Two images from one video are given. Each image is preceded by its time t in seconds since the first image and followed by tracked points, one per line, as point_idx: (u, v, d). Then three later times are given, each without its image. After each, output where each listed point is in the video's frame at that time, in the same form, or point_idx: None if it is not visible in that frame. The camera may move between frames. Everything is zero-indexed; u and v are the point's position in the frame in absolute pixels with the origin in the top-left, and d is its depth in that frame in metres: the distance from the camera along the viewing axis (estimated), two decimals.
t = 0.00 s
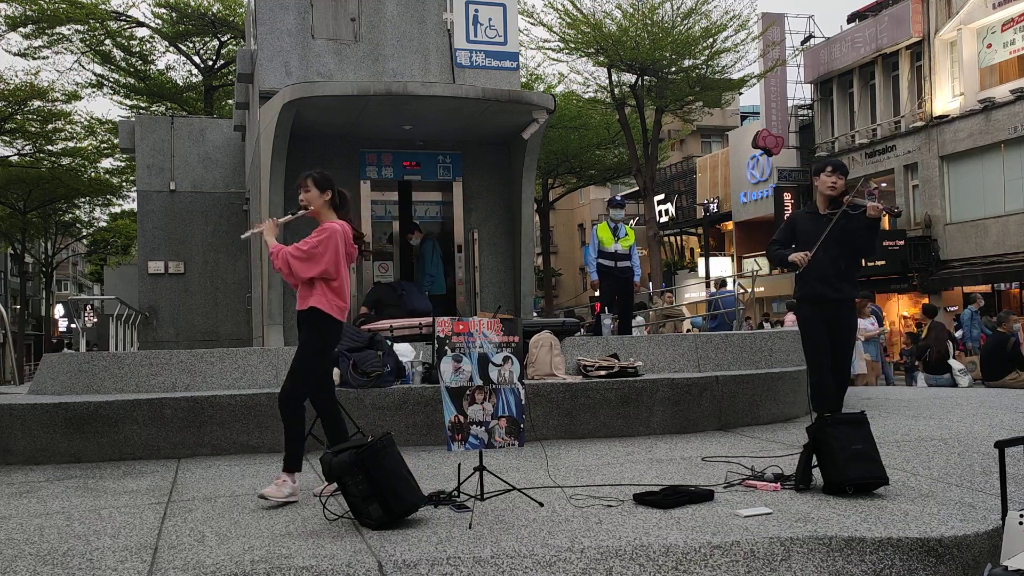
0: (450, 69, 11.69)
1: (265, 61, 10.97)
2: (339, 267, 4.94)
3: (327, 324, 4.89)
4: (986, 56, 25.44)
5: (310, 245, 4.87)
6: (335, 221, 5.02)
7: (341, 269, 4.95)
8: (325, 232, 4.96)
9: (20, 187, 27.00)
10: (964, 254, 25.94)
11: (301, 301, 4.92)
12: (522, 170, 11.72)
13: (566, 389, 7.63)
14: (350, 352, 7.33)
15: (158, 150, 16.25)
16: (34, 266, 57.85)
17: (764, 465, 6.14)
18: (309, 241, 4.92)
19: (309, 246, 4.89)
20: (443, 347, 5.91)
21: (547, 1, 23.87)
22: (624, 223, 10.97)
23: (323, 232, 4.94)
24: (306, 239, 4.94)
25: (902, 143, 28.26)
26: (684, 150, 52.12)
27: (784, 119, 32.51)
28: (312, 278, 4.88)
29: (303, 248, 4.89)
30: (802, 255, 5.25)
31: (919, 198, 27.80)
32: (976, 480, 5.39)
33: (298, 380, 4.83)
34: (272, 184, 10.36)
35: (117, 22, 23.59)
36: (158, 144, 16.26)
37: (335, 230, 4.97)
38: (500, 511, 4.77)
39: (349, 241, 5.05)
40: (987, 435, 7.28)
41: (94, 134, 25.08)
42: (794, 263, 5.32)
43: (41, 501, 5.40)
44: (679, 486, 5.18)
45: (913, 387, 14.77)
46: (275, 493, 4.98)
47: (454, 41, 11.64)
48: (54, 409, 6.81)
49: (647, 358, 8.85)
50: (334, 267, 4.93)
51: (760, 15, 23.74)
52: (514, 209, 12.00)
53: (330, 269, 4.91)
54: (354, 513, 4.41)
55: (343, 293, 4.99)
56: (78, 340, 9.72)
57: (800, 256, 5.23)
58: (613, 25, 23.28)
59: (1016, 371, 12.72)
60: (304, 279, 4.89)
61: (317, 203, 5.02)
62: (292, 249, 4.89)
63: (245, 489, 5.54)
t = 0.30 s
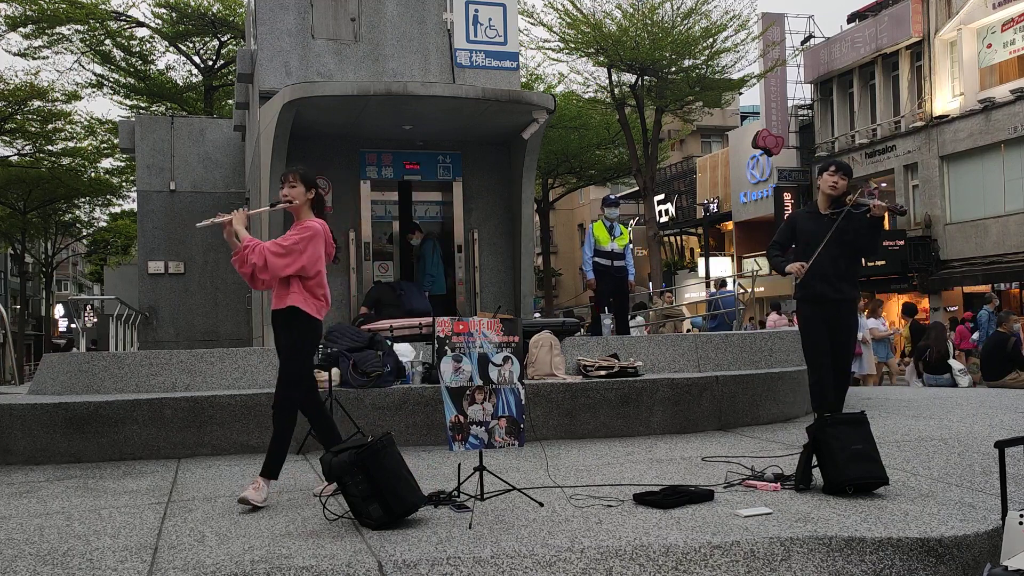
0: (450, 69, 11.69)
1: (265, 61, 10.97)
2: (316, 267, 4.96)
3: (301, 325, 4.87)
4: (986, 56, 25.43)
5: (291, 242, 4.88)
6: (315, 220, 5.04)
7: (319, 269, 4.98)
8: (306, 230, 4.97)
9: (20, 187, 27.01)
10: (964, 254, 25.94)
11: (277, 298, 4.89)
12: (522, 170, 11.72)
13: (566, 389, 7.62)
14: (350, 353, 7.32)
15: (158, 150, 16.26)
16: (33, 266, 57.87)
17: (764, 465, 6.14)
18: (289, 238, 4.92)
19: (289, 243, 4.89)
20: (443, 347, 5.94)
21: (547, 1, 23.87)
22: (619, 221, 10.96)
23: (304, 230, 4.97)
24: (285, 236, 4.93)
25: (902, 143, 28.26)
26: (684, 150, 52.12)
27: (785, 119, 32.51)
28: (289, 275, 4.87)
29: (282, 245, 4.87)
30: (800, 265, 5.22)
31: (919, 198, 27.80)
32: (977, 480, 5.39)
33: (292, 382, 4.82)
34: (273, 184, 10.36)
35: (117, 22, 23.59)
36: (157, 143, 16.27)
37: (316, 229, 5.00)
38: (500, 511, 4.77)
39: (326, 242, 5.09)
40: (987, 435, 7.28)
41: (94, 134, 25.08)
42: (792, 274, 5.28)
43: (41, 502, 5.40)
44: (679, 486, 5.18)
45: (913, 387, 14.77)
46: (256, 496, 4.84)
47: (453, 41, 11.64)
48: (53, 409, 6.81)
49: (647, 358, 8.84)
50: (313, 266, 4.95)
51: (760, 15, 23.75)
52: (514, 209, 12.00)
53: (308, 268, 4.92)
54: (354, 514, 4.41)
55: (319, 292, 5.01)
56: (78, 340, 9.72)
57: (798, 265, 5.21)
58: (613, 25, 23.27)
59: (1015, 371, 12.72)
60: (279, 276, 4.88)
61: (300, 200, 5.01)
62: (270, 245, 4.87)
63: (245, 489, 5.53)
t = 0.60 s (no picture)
0: (450, 69, 11.69)
1: (265, 61, 10.97)
2: (302, 275, 5.03)
3: (287, 333, 4.91)
4: (986, 56, 25.43)
5: (283, 253, 4.90)
6: (297, 228, 5.10)
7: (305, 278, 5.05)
8: (293, 239, 5.02)
9: (20, 187, 27.02)
10: (964, 254, 25.94)
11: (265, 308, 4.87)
12: (522, 170, 11.73)
13: (566, 389, 7.62)
14: (350, 353, 7.32)
15: (158, 150, 16.27)
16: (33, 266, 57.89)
17: (764, 465, 6.14)
18: (279, 248, 4.93)
19: (282, 254, 4.91)
20: (443, 347, 5.96)
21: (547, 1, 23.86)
22: (615, 221, 10.99)
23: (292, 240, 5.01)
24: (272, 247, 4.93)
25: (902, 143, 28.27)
26: (684, 150, 52.13)
27: (785, 119, 32.51)
28: (281, 287, 4.90)
29: (274, 256, 4.89)
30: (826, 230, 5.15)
31: (919, 198, 27.80)
32: (977, 480, 5.39)
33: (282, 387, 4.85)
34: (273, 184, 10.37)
35: (117, 22, 23.59)
36: (157, 143, 16.27)
37: (301, 238, 5.06)
38: (500, 511, 4.77)
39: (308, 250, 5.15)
40: (987, 435, 7.28)
41: (94, 134, 25.07)
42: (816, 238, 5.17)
43: (40, 502, 5.39)
44: (678, 486, 5.18)
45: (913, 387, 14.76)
46: (248, 506, 4.80)
47: (453, 41, 11.64)
48: (53, 409, 6.81)
49: (647, 358, 8.84)
50: (301, 276, 5.01)
51: (760, 15, 23.75)
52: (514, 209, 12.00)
53: (297, 277, 4.98)
54: (354, 514, 4.41)
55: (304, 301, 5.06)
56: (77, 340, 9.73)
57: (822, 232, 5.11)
58: (613, 25, 23.27)
59: (1015, 371, 12.72)
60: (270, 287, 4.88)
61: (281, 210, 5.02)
62: (261, 257, 4.86)
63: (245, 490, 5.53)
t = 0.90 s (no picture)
0: (450, 69, 11.68)
1: (265, 61, 10.97)
2: (283, 264, 5.03)
3: (274, 324, 4.90)
4: (986, 56, 25.42)
5: (263, 242, 4.88)
6: (271, 217, 5.07)
7: (284, 267, 5.05)
8: (270, 230, 5.00)
9: (20, 186, 27.03)
10: (964, 254, 25.94)
11: (250, 301, 4.86)
12: (522, 170, 11.73)
13: (566, 389, 7.63)
14: (350, 353, 7.31)
15: (158, 151, 16.28)
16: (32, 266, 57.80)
17: (764, 465, 6.14)
18: (258, 239, 4.90)
19: (263, 243, 4.89)
20: (443, 347, 5.97)
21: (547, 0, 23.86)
22: (618, 221, 10.98)
23: (269, 230, 4.99)
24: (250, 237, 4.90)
25: (902, 143, 28.27)
26: (684, 150, 52.13)
27: (785, 119, 32.51)
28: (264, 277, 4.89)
29: (254, 246, 4.85)
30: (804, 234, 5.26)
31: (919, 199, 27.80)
32: (977, 480, 5.39)
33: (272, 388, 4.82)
34: (273, 183, 10.38)
35: (117, 22, 23.60)
36: (157, 144, 16.28)
37: (278, 227, 5.04)
38: (500, 511, 4.77)
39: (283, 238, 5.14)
40: (987, 435, 7.28)
41: (94, 134, 25.06)
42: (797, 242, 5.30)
43: (41, 501, 5.39)
44: (679, 486, 5.18)
45: (913, 387, 14.75)
46: (248, 506, 4.79)
47: (454, 41, 11.64)
48: (54, 409, 6.81)
49: (647, 358, 8.84)
50: (281, 265, 5.01)
51: (760, 15, 23.76)
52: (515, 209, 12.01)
53: (278, 267, 4.98)
54: (354, 514, 4.41)
55: (285, 291, 5.07)
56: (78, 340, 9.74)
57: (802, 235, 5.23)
58: (613, 25, 23.27)
59: (1015, 371, 12.71)
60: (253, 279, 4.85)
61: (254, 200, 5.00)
62: (242, 247, 4.82)
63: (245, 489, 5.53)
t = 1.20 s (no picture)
0: (450, 69, 11.68)
1: (265, 61, 10.97)
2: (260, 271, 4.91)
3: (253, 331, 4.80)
4: (986, 56, 25.42)
5: (253, 250, 4.74)
6: (246, 222, 4.92)
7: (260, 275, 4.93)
8: (250, 235, 4.85)
9: (20, 186, 27.03)
10: (964, 254, 25.94)
11: (236, 308, 4.70)
12: (522, 170, 11.73)
13: (566, 389, 7.62)
14: (350, 353, 7.31)
15: (158, 150, 16.29)
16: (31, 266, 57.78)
17: (764, 465, 6.14)
18: (246, 246, 4.75)
19: (251, 251, 4.74)
20: (443, 348, 5.95)
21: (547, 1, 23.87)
22: (626, 222, 10.98)
23: (252, 236, 4.84)
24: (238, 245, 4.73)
25: (902, 143, 28.27)
26: (684, 150, 52.13)
27: (785, 119, 32.53)
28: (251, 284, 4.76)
29: (245, 254, 4.71)
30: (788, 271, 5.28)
31: (919, 199, 27.80)
32: (976, 480, 5.39)
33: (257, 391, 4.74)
34: (273, 183, 10.37)
35: (117, 22, 23.61)
36: (158, 144, 16.29)
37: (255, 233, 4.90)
38: (501, 511, 4.77)
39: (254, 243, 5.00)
40: (987, 435, 7.28)
41: (94, 135, 25.08)
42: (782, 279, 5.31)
43: (41, 501, 5.40)
44: (678, 486, 5.18)
45: (913, 387, 14.75)
46: (249, 506, 4.80)
47: (454, 41, 11.64)
48: (54, 409, 6.81)
49: (647, 358, 8.84)
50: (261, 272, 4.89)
51: (760, 15, 23.76)
52: (515, 209, 12.01)
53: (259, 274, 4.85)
54: (354, 514, 4.41)
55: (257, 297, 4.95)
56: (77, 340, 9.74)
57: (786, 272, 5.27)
58: (613, 25, 23.26)
59: (1016, 372, 12.71)
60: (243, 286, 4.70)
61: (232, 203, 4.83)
62: (235, 254, 4.65)
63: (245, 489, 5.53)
